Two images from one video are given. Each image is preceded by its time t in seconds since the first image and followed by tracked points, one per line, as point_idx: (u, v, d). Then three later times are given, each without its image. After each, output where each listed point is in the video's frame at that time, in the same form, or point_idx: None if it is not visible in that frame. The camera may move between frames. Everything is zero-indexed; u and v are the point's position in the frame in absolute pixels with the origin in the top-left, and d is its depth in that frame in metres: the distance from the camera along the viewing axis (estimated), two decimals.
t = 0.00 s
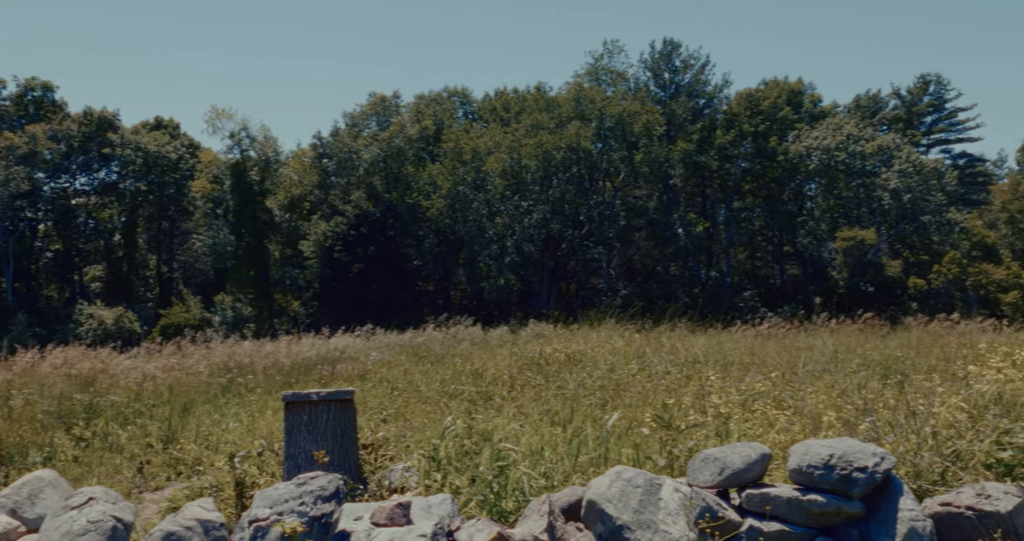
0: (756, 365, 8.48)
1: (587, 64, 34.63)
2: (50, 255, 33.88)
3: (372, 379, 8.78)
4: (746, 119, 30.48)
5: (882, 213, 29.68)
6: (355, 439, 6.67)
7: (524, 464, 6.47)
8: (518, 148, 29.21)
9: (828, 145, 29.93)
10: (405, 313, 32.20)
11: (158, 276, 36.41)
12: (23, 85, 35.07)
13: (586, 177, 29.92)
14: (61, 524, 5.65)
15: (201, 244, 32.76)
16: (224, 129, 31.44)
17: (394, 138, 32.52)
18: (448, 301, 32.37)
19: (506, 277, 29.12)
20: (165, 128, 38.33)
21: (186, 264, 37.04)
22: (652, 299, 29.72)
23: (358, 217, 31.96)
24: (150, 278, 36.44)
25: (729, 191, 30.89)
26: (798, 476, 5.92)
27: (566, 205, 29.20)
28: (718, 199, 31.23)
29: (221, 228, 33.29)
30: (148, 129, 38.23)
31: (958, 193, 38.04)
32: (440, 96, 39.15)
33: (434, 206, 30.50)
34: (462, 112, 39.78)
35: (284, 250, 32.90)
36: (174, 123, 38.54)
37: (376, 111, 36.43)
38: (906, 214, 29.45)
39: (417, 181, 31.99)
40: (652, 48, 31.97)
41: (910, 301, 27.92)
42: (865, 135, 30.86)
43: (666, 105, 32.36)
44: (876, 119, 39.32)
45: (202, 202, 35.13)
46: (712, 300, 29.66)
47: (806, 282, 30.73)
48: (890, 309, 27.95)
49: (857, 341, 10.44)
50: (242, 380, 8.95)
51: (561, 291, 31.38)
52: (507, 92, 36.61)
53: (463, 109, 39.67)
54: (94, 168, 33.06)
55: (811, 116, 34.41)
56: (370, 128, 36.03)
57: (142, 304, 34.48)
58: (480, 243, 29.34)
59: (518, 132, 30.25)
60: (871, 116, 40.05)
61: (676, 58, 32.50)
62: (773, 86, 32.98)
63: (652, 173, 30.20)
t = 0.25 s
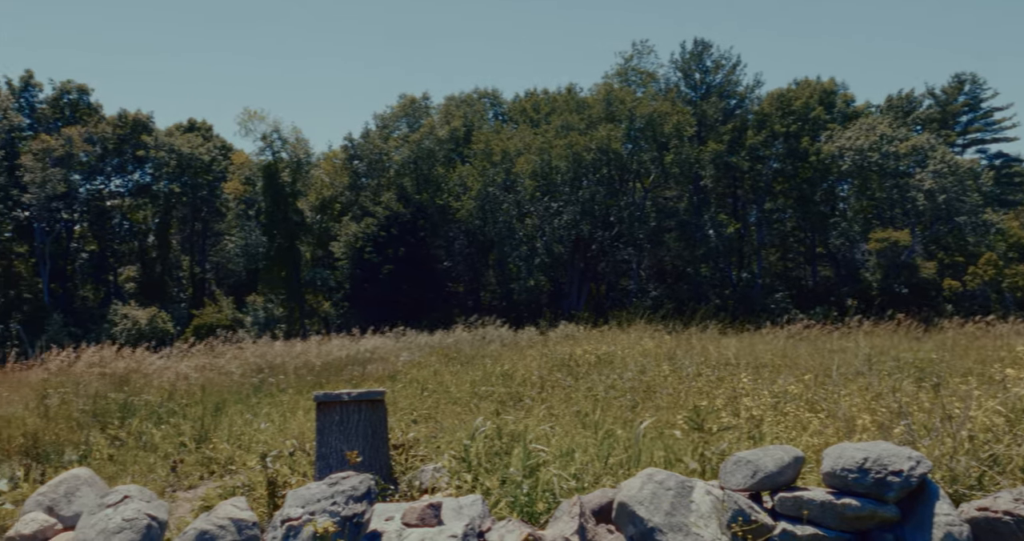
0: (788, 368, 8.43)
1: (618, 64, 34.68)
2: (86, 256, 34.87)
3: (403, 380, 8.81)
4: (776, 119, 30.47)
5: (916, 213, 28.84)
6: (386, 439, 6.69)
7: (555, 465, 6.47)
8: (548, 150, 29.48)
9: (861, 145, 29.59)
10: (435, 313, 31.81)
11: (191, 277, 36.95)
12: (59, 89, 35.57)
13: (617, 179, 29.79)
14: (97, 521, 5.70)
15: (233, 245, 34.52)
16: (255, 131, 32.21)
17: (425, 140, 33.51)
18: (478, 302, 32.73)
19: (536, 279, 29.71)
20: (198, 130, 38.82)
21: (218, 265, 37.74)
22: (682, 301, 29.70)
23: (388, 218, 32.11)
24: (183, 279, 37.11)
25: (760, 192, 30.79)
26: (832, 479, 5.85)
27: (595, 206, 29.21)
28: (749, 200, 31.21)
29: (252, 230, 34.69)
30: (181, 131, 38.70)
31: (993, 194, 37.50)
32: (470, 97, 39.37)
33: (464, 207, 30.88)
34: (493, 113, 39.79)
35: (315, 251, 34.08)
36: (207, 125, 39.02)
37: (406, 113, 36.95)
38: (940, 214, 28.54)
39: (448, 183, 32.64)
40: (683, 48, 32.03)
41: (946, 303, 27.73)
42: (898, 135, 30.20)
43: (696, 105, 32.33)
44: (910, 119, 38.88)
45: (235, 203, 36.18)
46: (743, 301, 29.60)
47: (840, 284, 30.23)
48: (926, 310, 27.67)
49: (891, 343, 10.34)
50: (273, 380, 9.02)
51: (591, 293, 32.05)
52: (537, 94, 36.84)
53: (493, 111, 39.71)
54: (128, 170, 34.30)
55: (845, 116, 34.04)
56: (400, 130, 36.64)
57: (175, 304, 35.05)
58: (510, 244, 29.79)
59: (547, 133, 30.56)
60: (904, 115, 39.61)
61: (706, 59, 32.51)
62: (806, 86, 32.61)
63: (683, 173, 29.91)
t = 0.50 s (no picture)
0: (820, 369, 8.37)
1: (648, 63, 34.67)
2: (119, 255, 35.17)
3: (432, 379, 8.84)
4: (808, 118, 30.07)
5: (950, 213, 28.51)
6: (415, 438, 6.70)
7: (584, 466, 6.46)
8: (577, 150, 29.18)
9: (894, 144, 29.13)
10: (464, 313, 32.02)
11: (222, 277, 37.36)
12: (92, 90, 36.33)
13: (646, 178, 29.69)
14: (130, 518, 5.76)
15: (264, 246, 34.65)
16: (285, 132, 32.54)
17: (453, 140, 33.77)
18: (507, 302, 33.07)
19: (565, 279, 29.57)
20: (229, 131, 39.14)
21: (249, 264, 38.16)
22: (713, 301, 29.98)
23: (417, 219, 32.45)
24: (215, 279, 37.53)
25: (791, 192, 30.66)
26: (865, 481, 5.77)
27: (625, 206, 29.00)
28: (780, 200, 31.07)
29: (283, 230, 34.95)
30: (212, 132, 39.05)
31: None
32: (500, 97, 39.26)
33: (492, 207, 30.97)
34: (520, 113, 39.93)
35: (345, 251, 34.41)
36: (238, 126, 39.34)
37: (435, 113, 37.36)
38: (975, 215, 28.35)
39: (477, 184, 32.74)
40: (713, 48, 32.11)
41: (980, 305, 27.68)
42: (932, 134, 29.63)
43: (726, 105, 32.39)
44: (942, 118, 38.43)
45: (265, 203, 36.99)
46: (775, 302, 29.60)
47: (871, 285, 30.16)
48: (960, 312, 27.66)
49: (924, 344, 10.23)
50: (303, 379, 9.08)
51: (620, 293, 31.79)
52: (565, 94, 37.20)
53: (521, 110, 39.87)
54: (160, 171, 34.73)
55: (877, 115, 33.76)
56: (429, 131, 36.93)
57: (207, 304, 35.50)
58: (539, 244, 29.55)
59: (576, 133, 30.38)
60: (936, 114, 39.16)
61: (737, 58, 32.63)
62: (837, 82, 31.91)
63: (713, 173, 30.12)
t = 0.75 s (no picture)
0: (855, 370, 8.29)
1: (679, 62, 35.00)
2: (154, 255, 35.83)
3: (463, 379, 8.86)
4: (841, 118, 30.51)
5: (987, 213, 27.96)
6: (448, 438, 6.71)
7: (617, 466, 6.44)
8: (609, 150, 30.48)
9: (929, 143, 28.65)
10: (496, 313, 32.85)
11: (255, 276, 37.96)
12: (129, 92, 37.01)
13: (678, 179, 31.14)
14: (167, 514, 5.82)
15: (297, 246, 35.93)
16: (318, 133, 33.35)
17: (484, 140, 34.78)
18: (538, 301, 33.76)
19: (596, 278, 31.14)
20: (262, 132, 39.72)
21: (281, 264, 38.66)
22: (746, 301, 30.46)
23: (449, 218, 33.15)
24: (248, 278, 38.09)
25: (825, 191, 30.93)
26: (902, 484, 5.71)
27: (657, 205, 30.66)
28: (814, 200, 31.36)
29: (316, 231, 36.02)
30: (246, 133, 39.56)
31: None
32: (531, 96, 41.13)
33: (524, 207, 32.12)
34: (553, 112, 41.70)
35: (377, 251, 34.88)
36: (270, 127, 39.91)
37: (466, 114, 38.56)
38: (1015, 215, 27.71)
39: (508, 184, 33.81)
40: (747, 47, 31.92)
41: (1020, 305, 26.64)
42: (970, 133, 28.94)
43: (759, 103, 33.59)
44: (980, 116, 37.97)
45: (297, 203, 38.07)
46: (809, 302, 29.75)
47: (908, 285, 29.68)
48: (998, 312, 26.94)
49: (962, 345, 10.13)
50: (335, 378, 9.13)
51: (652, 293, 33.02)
52: (597, 93, 38.66)
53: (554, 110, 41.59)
54: (194, 171, 35.65)
55: (912, 113, 33.66)
56: (460, 130, 38.23)
57: (240, 303, 36.12)
58: (570, 244, 31.42)
59: (609, 132, 31.82)
60: (974, 112, 38.63)
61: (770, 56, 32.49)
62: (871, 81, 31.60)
63: (745, 172, 31.08)
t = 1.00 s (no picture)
0: (906, 373, 8.19)
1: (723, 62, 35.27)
2: (203, 254, 37.03)
3: (507, 379, 8.88)
4: (891, 116, 30.98)
5: None
6: (493, 438, 6.72)
7: (664, 468, 6.41)
8: (654, 152, 29.80)
9: (982, 142, 29.31)
10: (541, 314, 32.29)
11: (300, 276, 38.57)
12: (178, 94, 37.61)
13: (724, 178, 29.98)
14: (217, 510, 5.90)
15: (342, 245, 38.23)
16: (364, 134, 34.19)
17: (528, 141, 35.96)
18: (581, 302, 34.26)
19: (640, 279, 30.79)
20: (308, 132, 40.23)
21: (326, 264, 39.31)
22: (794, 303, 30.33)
23: (493, 219, 33.11)
24: (293, 277, 38.74)
25: (874, 191, 31.27)
26: (958, 490, 5.62)
27: (702, 206, 29.72)
28: (863, 200, 31.58)
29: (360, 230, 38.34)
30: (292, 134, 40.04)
31: None
32: (575, 97, 42.16)
33: (567, 207, 32.05)
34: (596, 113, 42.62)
35: (421, 251, 35.66)
36: (316, 128, 40.47)
37: (510, 114, 40.01)
38: None
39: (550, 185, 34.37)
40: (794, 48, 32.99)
41: None
42: None
43: (807, 102, 34.03)
44: None
45: (342, 203, 38.68)
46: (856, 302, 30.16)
47: (959, 287, 30.75)
48: None
49: (1016, 349, 9.98)
50: (380, 377, 9.19)
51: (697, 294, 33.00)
52: (639, 93, 39.60)
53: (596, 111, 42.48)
54: (241, 172, 37.03)
55: (963, 112, 33.52)
56: (503, 131, 39.61)
57: (286, 303, 36.68)
58: (614, 244, 31.03)
59: (654, 131, 31.15)
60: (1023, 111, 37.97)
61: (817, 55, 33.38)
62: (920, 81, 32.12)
63: (792, 172, 30.47)
